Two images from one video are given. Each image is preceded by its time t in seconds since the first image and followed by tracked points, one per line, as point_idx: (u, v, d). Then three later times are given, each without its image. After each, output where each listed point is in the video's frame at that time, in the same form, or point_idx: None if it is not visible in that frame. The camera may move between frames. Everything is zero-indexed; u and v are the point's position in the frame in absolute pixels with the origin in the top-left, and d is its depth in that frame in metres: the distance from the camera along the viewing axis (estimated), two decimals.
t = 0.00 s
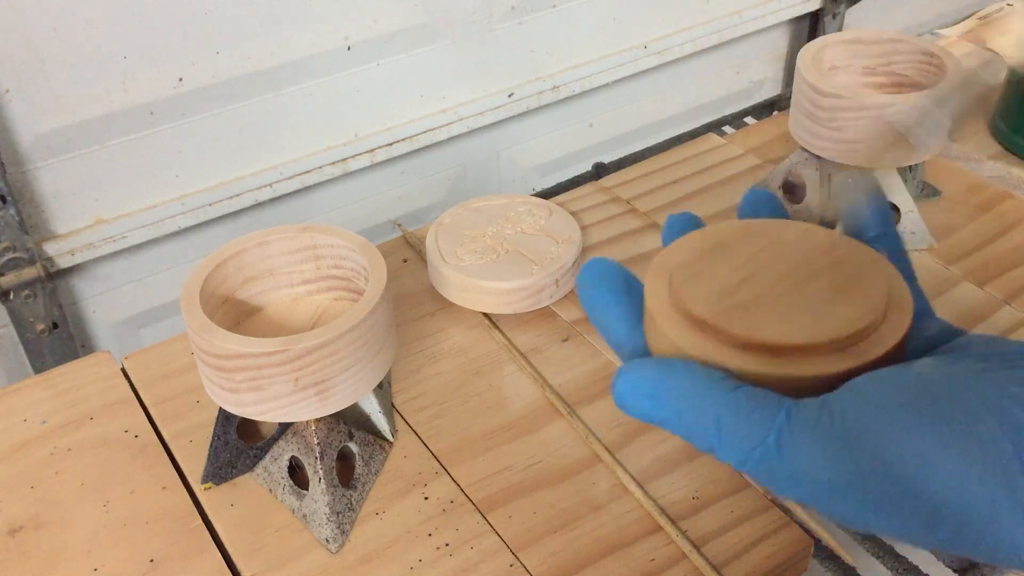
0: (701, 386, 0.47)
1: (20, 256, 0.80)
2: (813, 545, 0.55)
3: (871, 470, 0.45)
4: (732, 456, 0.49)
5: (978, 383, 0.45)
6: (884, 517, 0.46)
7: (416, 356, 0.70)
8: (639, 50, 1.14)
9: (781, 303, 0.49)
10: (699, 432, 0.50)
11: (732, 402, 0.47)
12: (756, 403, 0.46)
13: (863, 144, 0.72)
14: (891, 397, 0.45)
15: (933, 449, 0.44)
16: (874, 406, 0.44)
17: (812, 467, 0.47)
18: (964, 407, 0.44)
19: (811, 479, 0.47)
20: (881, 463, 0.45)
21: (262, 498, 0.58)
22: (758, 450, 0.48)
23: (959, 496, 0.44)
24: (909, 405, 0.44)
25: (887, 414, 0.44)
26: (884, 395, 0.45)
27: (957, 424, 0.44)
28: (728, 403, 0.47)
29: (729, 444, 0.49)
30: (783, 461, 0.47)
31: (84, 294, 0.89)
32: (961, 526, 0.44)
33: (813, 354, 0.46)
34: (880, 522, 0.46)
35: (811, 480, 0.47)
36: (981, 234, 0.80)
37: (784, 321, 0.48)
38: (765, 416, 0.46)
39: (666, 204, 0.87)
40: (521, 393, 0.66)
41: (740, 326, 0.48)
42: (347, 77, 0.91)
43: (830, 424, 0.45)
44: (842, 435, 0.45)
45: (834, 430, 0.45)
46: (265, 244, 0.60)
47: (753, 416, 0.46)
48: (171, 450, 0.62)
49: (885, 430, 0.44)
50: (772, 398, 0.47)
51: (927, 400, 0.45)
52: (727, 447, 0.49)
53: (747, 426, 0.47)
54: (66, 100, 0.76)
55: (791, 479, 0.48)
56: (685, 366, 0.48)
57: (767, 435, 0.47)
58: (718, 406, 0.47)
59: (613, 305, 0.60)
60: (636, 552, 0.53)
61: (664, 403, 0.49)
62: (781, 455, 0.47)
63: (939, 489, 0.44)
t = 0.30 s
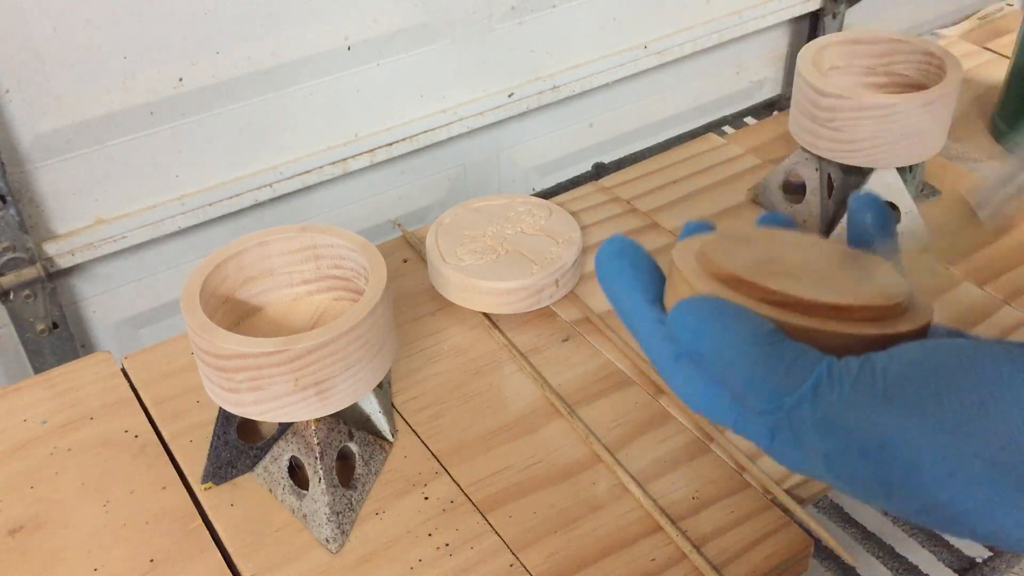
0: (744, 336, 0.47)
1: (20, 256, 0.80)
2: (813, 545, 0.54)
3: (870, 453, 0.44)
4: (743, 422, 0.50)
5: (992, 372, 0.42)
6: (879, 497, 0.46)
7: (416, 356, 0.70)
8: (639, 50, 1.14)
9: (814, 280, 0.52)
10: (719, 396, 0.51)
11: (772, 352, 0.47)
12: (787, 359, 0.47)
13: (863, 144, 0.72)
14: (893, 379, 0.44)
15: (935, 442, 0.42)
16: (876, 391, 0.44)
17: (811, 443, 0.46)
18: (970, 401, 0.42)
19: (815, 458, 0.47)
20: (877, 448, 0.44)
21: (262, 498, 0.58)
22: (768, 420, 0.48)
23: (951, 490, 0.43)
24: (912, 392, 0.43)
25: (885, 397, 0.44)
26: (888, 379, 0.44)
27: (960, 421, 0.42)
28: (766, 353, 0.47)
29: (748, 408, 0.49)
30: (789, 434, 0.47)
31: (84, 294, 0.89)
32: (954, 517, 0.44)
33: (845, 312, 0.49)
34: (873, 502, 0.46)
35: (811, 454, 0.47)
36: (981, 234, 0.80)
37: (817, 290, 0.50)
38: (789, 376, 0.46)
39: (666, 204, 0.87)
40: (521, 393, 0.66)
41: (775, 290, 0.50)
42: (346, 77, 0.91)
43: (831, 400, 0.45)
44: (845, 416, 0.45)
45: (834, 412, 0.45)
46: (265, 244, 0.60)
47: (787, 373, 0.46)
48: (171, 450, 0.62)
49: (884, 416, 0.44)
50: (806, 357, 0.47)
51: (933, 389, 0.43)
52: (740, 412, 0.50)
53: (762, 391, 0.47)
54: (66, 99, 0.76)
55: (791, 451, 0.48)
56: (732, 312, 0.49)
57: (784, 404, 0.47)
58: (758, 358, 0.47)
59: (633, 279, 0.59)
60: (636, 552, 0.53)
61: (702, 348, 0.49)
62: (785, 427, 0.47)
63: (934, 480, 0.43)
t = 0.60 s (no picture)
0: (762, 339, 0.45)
1: (20, 256, 0.80)
2: (813, 545, 0.54)
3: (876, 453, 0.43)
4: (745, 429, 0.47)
5: (1001, 367, 0.42)
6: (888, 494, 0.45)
7: (416, 356, 0.70)
8: (639, 50, 1.14)
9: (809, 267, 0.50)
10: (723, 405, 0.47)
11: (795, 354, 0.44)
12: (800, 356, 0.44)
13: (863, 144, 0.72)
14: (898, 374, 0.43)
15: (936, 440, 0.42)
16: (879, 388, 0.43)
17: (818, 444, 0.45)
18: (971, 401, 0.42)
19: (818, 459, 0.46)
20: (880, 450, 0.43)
21: (262, 498, 0.58)
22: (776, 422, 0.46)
23: (962, 491, 0.42)
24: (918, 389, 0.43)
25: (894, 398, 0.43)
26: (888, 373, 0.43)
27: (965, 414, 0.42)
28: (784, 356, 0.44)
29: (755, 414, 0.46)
30: (800, 434, 0.45)
31: (84, 294, 0.89)
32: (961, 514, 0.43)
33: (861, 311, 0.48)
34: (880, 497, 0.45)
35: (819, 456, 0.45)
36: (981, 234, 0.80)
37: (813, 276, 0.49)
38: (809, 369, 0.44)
39: (666, 204, 0.87)
40: (521, 393, 0.66)
41: (775, 286, 0.49)
42: (347, 77, 0.91)
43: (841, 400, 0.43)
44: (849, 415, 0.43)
45: (846, 412, 0.43)
46: (265, 244, 0.60)
47: (805, 371, 0.44)
48: (171, 450, 0.62)
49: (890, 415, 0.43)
50: (820, 359, 0.45)
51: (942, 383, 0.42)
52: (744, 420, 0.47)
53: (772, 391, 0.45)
54: (66, 99, 0.76)
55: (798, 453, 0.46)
56: (758, 313, 0.45)
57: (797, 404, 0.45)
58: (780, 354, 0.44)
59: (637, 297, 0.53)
60: (637, 552, 0.53)
61: (720, 347, 0.46)
62: (796, 430, 0.45)
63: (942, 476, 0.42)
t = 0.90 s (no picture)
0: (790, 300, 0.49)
1: (20, 256, 0.80)
2: (813, 545, 0.54)
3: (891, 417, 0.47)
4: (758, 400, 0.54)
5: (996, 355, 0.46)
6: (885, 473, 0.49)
7: (416, 356, 0.70)
8: (639, 50, 1.14)
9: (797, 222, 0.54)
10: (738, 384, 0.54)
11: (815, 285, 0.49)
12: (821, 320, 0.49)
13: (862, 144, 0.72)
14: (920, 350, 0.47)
15: (949, 411, 0.46)
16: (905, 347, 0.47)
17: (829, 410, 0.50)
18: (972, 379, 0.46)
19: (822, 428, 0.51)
20: (909, 404, 0.47)
21: (262, 498, 0.58)
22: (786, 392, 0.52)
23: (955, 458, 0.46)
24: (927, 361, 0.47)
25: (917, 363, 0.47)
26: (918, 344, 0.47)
27: (973, 396, 0.45)
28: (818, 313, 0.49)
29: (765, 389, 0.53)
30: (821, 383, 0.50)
31: (84, 294, 0.89)
32: (945, 490, 0.47)
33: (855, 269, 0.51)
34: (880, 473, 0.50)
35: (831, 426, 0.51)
36: (981, 234, 0.80)
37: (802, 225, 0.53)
38: (833, 333, 0.48)
39: (666, 204, 0.87)
40: (521, 393, 0.66)
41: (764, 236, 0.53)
42: (347, 77, 0.91)
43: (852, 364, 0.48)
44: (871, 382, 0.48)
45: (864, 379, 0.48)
46: (265, 244, 0.60)
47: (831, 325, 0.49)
48: (171, 450, 0.62)
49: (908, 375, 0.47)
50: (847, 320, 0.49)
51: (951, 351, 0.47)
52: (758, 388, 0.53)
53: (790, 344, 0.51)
54: (66, 99, 0.76)
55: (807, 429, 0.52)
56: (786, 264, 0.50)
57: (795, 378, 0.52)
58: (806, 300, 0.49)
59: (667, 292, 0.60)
60: (637, 552, 0.53)
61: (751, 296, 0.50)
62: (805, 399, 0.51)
63: (930, 457, 0.47)
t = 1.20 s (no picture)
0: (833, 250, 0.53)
1: (20, 256, 0.80)
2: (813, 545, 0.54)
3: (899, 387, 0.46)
4: (762, 407, 0.47)
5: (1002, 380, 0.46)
6: (877, 469, 0.45)
7: (416, 356, 0.70)
8: (639, 50, 1.14)
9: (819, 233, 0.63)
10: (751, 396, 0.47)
11: (946, 214, 0.53)
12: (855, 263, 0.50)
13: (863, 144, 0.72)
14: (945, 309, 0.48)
15: (952, 384, 0.46)
16: (929, 300, 0.49)
17: (825, 388, 0.46)
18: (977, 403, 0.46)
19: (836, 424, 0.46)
20: (929, 368, 0.46)
21: (262, 498, 0.58)
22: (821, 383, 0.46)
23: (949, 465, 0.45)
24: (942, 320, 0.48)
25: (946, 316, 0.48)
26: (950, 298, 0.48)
27: (971, 360, 0.46)
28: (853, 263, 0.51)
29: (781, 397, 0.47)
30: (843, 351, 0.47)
31: (84, 294, 0.89)
32: (935, 490, 0.45)
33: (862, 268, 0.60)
34: (862, 481, 0.45)
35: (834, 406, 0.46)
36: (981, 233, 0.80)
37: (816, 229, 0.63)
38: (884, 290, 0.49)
39: (667, 205, 0.87)
40: (521, 392, 0.66)
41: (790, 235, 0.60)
42: (346, 77, 0.91)
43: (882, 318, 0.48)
44: (899, 338, 0.47)
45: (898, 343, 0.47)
46: (265, 244, 0.60)
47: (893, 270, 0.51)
48: (171, 450, 0.62)
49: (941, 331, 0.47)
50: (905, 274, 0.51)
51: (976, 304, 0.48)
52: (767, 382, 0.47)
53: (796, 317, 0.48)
54: (66, 99, 0.76)
55: (817, 418, 0.46)
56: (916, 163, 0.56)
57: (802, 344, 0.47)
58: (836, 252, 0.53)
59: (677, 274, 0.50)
60: (637, 552, 0.53)
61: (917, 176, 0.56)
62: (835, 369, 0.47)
63: (924, 440, 0.45)
